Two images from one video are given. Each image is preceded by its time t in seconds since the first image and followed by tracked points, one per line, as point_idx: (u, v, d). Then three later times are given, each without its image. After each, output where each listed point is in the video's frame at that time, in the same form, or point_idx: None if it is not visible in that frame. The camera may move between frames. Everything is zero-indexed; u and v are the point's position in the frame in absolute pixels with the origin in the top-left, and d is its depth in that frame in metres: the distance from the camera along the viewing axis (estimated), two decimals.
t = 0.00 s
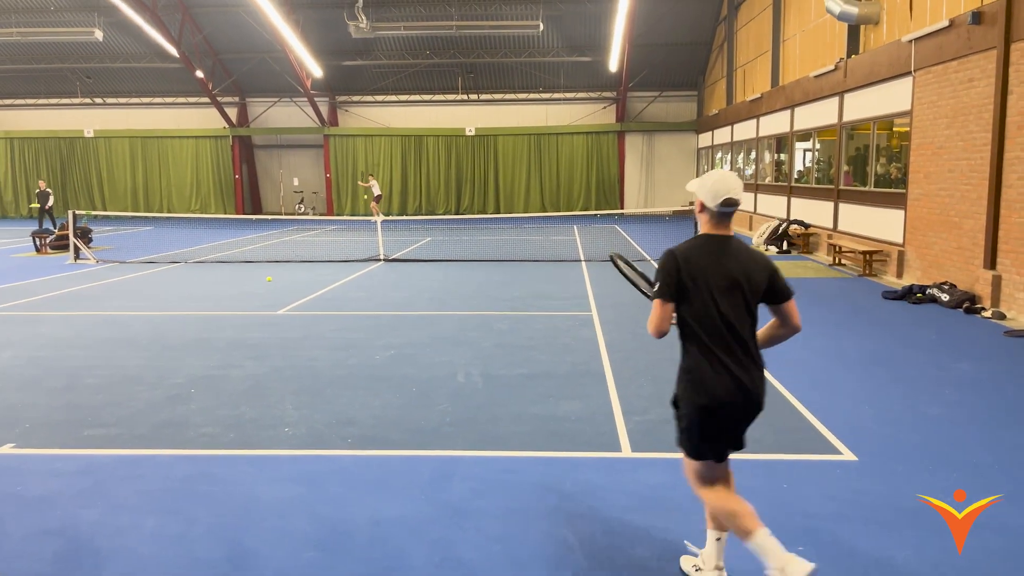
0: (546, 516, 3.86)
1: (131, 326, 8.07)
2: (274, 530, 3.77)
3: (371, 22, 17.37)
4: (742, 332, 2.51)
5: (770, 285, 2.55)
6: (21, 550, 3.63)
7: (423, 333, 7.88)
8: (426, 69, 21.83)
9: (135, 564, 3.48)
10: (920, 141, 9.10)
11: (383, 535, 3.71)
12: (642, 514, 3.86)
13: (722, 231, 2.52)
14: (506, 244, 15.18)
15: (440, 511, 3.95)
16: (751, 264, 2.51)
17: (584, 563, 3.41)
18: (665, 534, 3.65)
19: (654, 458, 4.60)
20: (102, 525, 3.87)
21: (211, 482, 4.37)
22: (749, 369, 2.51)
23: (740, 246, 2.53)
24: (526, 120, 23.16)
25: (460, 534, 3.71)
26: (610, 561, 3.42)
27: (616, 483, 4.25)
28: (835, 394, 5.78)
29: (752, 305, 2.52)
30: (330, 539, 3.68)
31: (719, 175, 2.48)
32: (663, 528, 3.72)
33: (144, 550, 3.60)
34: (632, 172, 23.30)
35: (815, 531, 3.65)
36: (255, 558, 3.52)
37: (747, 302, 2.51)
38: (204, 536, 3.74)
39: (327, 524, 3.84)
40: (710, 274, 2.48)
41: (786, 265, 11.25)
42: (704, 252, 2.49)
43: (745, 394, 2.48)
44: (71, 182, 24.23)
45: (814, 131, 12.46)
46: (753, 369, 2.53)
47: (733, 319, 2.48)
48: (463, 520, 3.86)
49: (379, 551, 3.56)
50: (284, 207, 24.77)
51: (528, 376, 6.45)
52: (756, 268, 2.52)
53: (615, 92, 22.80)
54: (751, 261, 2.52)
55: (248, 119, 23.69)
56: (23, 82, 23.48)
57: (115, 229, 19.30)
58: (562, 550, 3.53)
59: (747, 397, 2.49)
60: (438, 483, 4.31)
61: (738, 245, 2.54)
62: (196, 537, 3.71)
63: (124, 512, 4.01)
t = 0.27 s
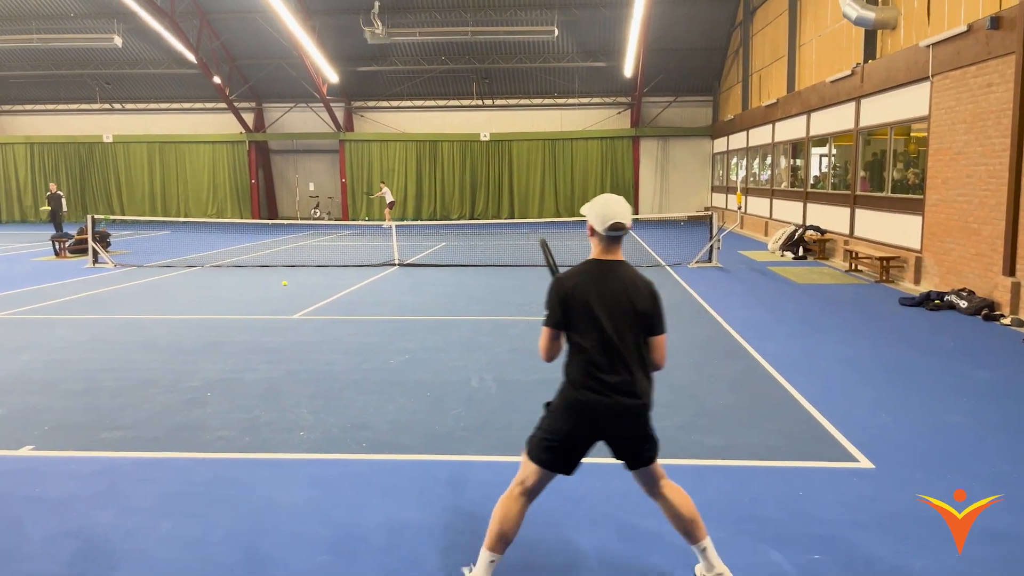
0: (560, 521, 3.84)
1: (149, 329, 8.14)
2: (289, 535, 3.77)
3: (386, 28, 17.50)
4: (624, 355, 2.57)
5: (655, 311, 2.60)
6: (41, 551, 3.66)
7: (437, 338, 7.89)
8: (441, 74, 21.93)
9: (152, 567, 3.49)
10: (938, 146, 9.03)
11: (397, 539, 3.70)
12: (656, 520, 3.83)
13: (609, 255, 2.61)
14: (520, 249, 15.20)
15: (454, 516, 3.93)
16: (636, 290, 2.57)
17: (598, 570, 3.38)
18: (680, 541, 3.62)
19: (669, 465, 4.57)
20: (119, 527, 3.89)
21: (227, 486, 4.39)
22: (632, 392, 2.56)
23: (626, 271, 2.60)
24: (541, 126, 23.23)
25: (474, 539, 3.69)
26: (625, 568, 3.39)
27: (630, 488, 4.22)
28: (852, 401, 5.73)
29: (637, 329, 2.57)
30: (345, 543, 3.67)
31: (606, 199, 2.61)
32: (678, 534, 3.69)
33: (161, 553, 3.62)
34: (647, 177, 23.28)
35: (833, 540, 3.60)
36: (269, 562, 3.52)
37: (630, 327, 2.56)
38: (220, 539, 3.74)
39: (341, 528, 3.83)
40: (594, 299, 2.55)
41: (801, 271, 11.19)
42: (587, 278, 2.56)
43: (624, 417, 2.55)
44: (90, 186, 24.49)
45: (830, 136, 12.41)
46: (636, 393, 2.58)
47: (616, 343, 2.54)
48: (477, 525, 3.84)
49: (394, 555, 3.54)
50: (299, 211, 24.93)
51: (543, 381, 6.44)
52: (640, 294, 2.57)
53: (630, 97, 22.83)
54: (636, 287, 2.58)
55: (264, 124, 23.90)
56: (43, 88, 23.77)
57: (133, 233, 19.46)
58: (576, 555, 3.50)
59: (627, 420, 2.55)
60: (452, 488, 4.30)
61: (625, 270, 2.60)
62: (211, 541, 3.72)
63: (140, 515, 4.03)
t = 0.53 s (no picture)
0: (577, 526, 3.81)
1: (169, 333, 8.21)
2: (306, 538, 3.78)
3: (404, 34, 17.59)
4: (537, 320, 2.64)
5: (570, 282, 2.70)
6: (63, 552, 3.69)
7: (454, 342, 7.90)
8: (459, 79, 21.98)
9: (171, 569, 3.51)
10: (959, 150, 8.95)
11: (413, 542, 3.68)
12: (674, 526, 3.80)
13: (534, 220, 2.71)
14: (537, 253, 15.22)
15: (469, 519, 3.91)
16: (556, 256, 2.65)
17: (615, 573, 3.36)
18: (696, 547, 3.58)
19: (686, 469, 4.53)
20: (138, 530, 3.91)
21: (245, 489, 4.40)
22: (538, 358, 2.63)
23: (550, 238, 2.68)
24: (558, 130, 23.28)
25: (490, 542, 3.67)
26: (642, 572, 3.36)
27: (647, 493, 4.19)
28: (871, 407, 5.68)
29: (553, 296, 2.65)
30: (362, 547, 3.66)
31: (540, 164, 2.70)
32: (695, 540, 3.65)
33: (180, 556, 3.63)
34: (665, 181, 23.22)
35: (854, 547, 3.56)
36: (288, 565, 3.52)
37: (547, 293, 2.63)
38: (238, 543, 3.75)
39: (359, 533, 3.82)
40: (516, 260, 2.62)
41: (820, 276, 11.11)
42: (508, 241, 2.65)
43: (528, 380, 2.60)
44: (112, 191, 24.81)
45: (850, 140, 12.33)
46: (545, 359, 2.65)
47: (529, 306, 2.62)
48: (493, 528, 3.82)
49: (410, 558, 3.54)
50: (318, 216, 25.12)
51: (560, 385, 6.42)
52: (560, 262, 2.66)
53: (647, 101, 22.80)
54: (558, 254, 2.66)
55: (284, 129, 24.08)
56: (66, 95, 24.10)
57: (154, 238, 19.67)
58: (592, 560, 3.48)
59: (534, 384, 2.61)
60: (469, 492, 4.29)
61: (549, 237, 2.69)
62: (230, 544, 3.73)
63: (159, 517, 4.05)
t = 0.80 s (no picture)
0: (600, 531, 3.79)
1: (195, 337, 8.31)
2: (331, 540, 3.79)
3: (428, 40, 17.84)
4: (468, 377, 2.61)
5: (510, 337, 2.64)
6: (91, 553, 3.74)
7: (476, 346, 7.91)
8: (481, 84, 22.07)
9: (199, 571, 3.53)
10: (988, 152, 8.82)
11: (436, 546, 3.68)
12: (698, 532, 3.77)
13: (474, 275, 2.69)
14: (558, 257, 15.21)
15: (492, 523, 3.90)
16: (491, 312, 2.62)
17: None
18: (720, 554, 3.56)
19: (710, 475, 4.49)
20: (166, 531, 3.95)
21: (270, 492, 4.44)
22: (470, 412, 2.61)
23: (487, 294, 2.65)
24: (580, 134, 23.31)
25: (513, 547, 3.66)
26: None
27: (669, 499, 4.16)
28: (899, 413, 5.60)
29: (488, 351, 2.61)
30: (386, 550, 3.65)
31: (474, 221, 2.69)
32: (718, 547, 3.62)
33: (207, 558, 3.65)
34: (687, 185, 23.15)
35: (882, 554, 3.51)
36: (314, 568, 3.53)
37: (479, 350, 2.60)
38: (265, 546, 3.76)
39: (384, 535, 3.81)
40: (446, 317, 2.62)
41: (845, 280, 11.00)
42: (442, 301, 2.65)
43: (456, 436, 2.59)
44: (139, 197, 25.21)
45: (876, 143, 12.21)
46: (478, 414, 2.61)
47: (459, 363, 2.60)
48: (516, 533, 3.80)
49: (434, 562, 3.53)
50: (342, 221, 25.38)
51: (582, 389, 6.39)
52: (494, 318, 2.61)
53: (670, 104, 22.74)
54: (492, 310, 2.62)
55: (308, 135, 24.34)
56: (94, 102, 24.53)
57: (180, 242, 19.95)
58: (615, 566, 3.46)
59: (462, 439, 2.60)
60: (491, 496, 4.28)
61: (486, 293, 2.65)
62: (256, 547, 3.74)
63: (186, 519, 4.09)
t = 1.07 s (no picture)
0: (627, 534, 3.75)
1: (223, 340, 8.35)
2: (358, 535, 3.72)
3: (452, 43, 17.83)
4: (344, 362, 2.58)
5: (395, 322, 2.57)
6: (123, 553, 3.66)
7: (500, 349, 7.87)
8: (505, 87, 22.14)
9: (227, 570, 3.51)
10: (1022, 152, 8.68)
11: (463, 549, 3.65)
12: (727, 536, 3.71)
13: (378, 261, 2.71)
14: (581, 260, 15.17)
15: (519, 527, 3.86)
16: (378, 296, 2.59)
17: None
18: (748, 558, 3.50)
19: (738, 478, 4.42)
20: (196, 530, 3.90)
21: (299, 492, 4.36)
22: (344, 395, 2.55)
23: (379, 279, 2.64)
24: (604, 137, 23.30)
25: (540, 550, 3.62)
26: None
27: (696, 503, 4.10)
28: (931, 417, 5.49)
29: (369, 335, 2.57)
30: (414, 552, 3.62)
31: (384, 205, 2.69)
32: (746, 551, 3.57)
33: (237, 557, 3.61)
34: (713, 187, 23.02)
35: (914, 560, 3.45)
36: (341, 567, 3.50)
37: (361, 331, 2.57)
38: (293, 545, 3.73)
39: (411, 536, 3.78)
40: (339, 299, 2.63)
41: (875, 282, 10.85)
42: (340, 286, 2.71)
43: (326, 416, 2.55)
44: (167, 200, 25.57)
45: (905, 144, 12.07)
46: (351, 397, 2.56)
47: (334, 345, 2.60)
48: (543, 536, 3.76)
49: (462, 565, 3.49)
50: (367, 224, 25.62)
51: (608, 392, 6.32)
52: (375, 301, 2.58)
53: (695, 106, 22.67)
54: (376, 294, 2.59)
55: (333, 139, 24.57)
56: (124, 108, 24.93)
57: (208, 246, 20.21)
58: (643, 570, 3.41)
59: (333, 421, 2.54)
60: (517, 498, 4.23)
61: (379, 278, 2.63)
62: (284, 547, 3.71)
63: (216, 519, 4.03)
